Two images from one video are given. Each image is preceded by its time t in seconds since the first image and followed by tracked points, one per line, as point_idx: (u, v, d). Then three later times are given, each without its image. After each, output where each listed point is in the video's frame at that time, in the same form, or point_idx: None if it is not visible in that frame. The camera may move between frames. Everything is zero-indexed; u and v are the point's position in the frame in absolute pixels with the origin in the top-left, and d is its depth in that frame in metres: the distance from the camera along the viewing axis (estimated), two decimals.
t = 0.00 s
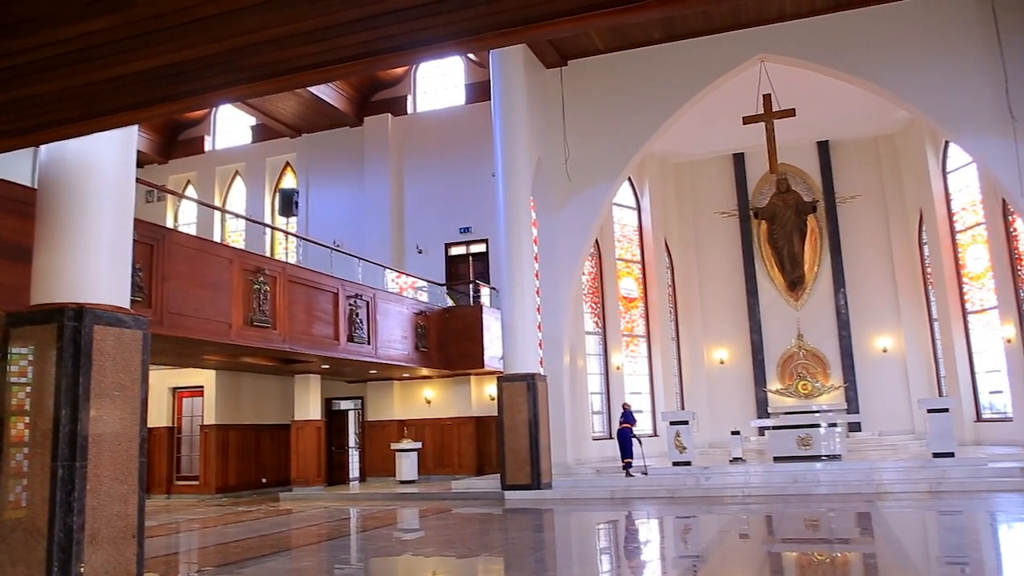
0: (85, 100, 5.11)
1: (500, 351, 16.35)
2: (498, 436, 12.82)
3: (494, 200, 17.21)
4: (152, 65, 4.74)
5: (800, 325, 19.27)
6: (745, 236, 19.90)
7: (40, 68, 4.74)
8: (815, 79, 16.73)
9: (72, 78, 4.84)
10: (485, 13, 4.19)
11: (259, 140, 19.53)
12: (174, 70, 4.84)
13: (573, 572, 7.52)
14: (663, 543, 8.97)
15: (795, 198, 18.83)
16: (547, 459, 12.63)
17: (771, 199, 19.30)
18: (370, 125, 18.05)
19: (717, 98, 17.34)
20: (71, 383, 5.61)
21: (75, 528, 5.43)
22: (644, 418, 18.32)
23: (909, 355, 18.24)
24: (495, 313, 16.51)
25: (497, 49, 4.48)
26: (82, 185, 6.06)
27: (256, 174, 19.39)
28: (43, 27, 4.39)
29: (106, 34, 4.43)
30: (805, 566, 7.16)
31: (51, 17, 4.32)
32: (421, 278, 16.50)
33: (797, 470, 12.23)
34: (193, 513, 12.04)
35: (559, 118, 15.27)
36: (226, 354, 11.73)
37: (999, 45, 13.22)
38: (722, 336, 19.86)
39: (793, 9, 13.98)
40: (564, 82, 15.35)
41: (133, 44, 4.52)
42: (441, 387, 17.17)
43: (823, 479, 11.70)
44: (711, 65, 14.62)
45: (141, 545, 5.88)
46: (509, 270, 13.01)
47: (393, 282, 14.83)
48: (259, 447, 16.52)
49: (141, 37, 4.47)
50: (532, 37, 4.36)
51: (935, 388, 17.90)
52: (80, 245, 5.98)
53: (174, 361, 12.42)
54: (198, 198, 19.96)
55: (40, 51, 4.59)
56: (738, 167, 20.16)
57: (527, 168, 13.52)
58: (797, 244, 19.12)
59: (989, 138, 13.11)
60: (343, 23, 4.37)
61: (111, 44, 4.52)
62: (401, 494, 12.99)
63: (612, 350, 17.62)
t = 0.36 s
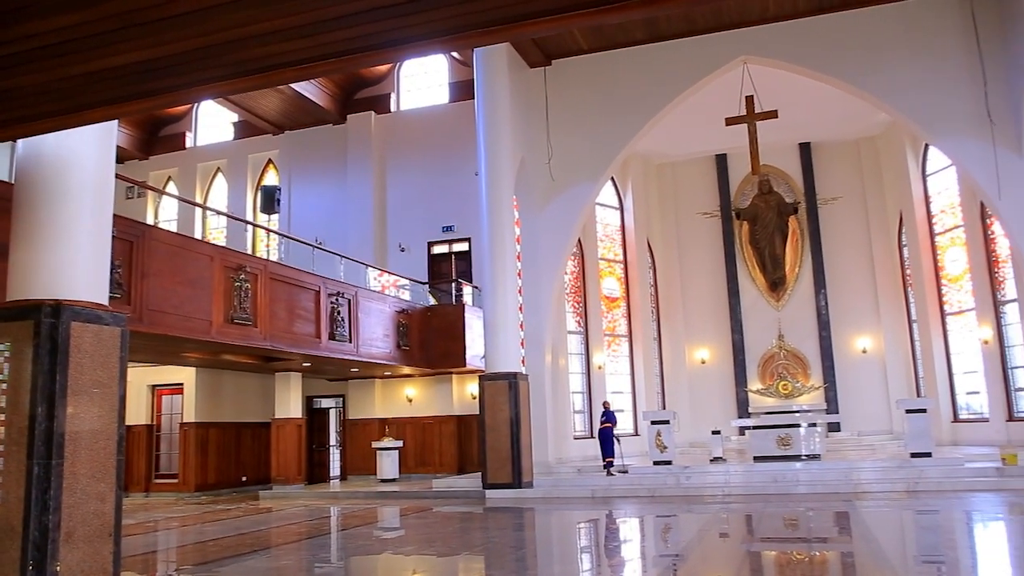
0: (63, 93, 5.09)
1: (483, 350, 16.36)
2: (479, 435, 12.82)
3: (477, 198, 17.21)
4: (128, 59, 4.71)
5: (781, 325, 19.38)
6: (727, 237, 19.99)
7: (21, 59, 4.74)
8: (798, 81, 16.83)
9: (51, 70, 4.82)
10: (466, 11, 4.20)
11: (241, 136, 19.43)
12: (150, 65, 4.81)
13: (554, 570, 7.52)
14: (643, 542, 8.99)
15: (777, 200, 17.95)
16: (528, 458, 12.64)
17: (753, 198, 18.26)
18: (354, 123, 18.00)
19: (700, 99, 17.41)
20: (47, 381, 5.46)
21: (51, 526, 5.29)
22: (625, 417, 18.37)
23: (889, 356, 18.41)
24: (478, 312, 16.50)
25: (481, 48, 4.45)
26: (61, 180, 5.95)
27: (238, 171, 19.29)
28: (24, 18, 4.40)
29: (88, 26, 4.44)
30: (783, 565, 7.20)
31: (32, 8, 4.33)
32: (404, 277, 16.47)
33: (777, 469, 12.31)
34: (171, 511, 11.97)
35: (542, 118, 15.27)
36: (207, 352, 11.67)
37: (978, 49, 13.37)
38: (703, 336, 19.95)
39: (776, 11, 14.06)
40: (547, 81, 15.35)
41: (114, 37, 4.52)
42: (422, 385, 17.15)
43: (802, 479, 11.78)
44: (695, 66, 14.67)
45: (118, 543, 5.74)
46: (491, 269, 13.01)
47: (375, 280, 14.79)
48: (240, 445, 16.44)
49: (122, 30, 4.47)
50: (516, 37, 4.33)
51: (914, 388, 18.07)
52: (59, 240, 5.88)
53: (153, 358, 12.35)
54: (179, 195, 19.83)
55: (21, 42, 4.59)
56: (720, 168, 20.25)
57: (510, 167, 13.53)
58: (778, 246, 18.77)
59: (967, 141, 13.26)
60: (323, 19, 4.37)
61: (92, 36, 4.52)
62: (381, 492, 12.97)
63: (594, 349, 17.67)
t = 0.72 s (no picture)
0: (36, 93, 5.03)
1: (465, 351, 16.36)
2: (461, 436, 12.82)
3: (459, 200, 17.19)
4: (105, 59, 4.68)
5: (762, 327, 19.49)
6: (709, 240, 20.07)
7: None
8: (780, 85, 16.94)
9: (25, 70, 4.77)
10: (449, 13, 4.25)
11: (223, 136, 19.32)
12: (128, 64, 4.79)
13: (536, 572, 7.54)
14: (625, 543, 9.01)
15: (760, 202, 17.76)
16: (510, 459, 12.64)
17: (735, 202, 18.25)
18: (336, 123, 17.94)
19: (682, 101, 17.49)
20: (23, 381, 5.26)
21: (26, 529, 5.06)
22: (607, 419, 18.39)
23: (869, 359, 18.57)
24: (460, 313, 16.49)
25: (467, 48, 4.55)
26: (38, 178, 5.88)
27: (219, 171, 19.17)
28: None
29: (63, 25, 4.40)
30: (763, 565, 7.25)
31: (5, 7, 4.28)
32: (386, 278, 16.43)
33: (758, 471, 12.38)
34: (150, 513, 11.87)
35: (525, 120, 15.28)
36: (187, 353, 11.60)
37: (957, 54, 13.52)
38: (685, 338, 20.01)
39: (758, 15, 14.15)
40: (530, 83, 15.36)
41: (90, 36, 4.49)
42: (404, 387, 17.11)
43: (782, 480, 11.85)
44: (678, 68, 14.73)
45: (95, 547, 5.50)
46: (473, 271, 13.00)
47: (357, 281, 14.75)
48: (220, 446, 16.34)
49: (98, 29, 4.44)
50: (503, 37, 4.44)
51: (893, 390, 18.24)
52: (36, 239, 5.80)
53: (133, 359, 12.25)
54: (160, 195, 19.69)
55: None
56: (702, 170, 20.33)
57: (493, 168, 13.54)
58: (760, 249, 19.06)
59: (946, 145, 13.40)
60: (304, 19, 4.38)
61: (66, 36, 4.48)
62: (363, 494, 12.93)
63: (576, 351, 17.69)
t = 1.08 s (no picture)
0: (14, 88, 4.98)
1: (448, 351, 16.36)
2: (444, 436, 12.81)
3: (443, 199, 17.17)
4: (86, 55, 4.65)
5: (745, 328, 19.57)
6: (693, 240, 20.14)
7: None
8: (763, 86, 17.02)
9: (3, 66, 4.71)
10: (434, 11, 4.27)
11: (206, 133, 19.19)
12: (110, 59, 4.75)
13: (519, 571, 7.56)
14: (608, 543, 9.03)
15: (743, 204, 17.42)
16: (493, 459, 12.63)
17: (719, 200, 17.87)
18: (320, 122, 17.88)
19: (667, 103, 17.55)
20: None
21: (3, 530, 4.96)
22: (590, 419, 18.42)
23: (850, 360, 18.71)
24: (444, 313, 16.46)
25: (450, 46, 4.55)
26: (19, 176, 5.81)
27: (202, 168, 19.05)
28: None
29: (41, 20, 4.36)
30: (745, 565, 7.28)
31: None
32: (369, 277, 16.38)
33: (740, 471, 12.44)
34: (130, 513, 11.79)
35: (509, 119, 15.26)
36: (168, 351, 11.52)
37: (939, 58, 13.63)
38: (668, 338, 20.06)
39: (743, 17, 14.21)
40: (515, 82, 15.35)
41: (69, 32, 4.45)
42: (388, 386, 17.07)
43: (764, 480, 11.91)
44: (662, 69, 14.76)
45: (74, 547, 5.42)
46: (457, 271, 12.98)
47: (341, 280, 14.69)
48: (201, 445, 16.23)
49: (77, 24, 4.40)
50: (485, 35, 4.45)
51: (874, 390, 18.38)
52: (17, 238, 5.74)
53: (113, 358, 12.16)
54: (142, 193, 19.54)
55: None
56: (686, 171, 20.39)
57: (477, 167, 13.53)
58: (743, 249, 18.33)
59: (928, 148, 13.52)
60: (288, 16, 4.37)
61: (45, 31, 4.44)
62: (345, 494, 12.89)
63: (559, 351, 17.71)
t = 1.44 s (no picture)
0: None
1: (431, 351, 16.35)
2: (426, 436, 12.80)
3: (427, 198, 17.15)
4: (66, 49, 4.64)
5: (727, 329, 19.66)
6: (676, 240, 20.22)
7: None
8: (747, 88, 17.10)
9: None
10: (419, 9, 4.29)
11: (188, 130, 19.07)
12: (92, 54, 4.75)
13: (501, 570, 7.57)
14: (590, 542, 9.05)
15: (726, 206, 17.63)
16: (475, 459, 12.64)
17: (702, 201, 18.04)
18: (303, 120, 17.81)
19: (650, 103, 17.60)
20: None
21: None
22: (573, 418, 18.46)
23: (831, 360, 18.84)
24: (427, 312, 16.44)
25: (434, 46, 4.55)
26: None
27: (184, 166, 18.94)
28: None
29: (21, 14, 4.36)
30: (726, 564, 7.31)
31: None
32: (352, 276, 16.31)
33: (721, 471, 12.49)
34: (109, 512, 11.70)
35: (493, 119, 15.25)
36: (148, 350, 11.43)
37: (920, 61, 13.74)
38: (651, 338, 20.14)
39: (727, 19, 14.26)
40: (500, 82, 15.34)
41: (49, 26, 4.45)
42: (370, 386, 17.01)
43: (745, 479, 11.97)
44: (646, 70, 14.80)
45: (50, 547, 5.16)
46: (440, 271, 12.96)
47: (323, 278, 14.65)
48: (182, 444, 16.14)
49: (57, 19, 4.40)
50: (471, 36, 4.47)
51: (854, 390, 18.52)
52: None
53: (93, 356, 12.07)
54: (123, 190, 19.39)
55: None
56: (670, 172, 20.47)
57: (461, 166, 13.52)
58: (725, 251, 18.61)
59: (909, 151, 13.62)
60: (272, 13, 4.40)
61: (25, 25, 4.44)
62: (327, 493, 12.86)
63: (542, 351, 17.74)
